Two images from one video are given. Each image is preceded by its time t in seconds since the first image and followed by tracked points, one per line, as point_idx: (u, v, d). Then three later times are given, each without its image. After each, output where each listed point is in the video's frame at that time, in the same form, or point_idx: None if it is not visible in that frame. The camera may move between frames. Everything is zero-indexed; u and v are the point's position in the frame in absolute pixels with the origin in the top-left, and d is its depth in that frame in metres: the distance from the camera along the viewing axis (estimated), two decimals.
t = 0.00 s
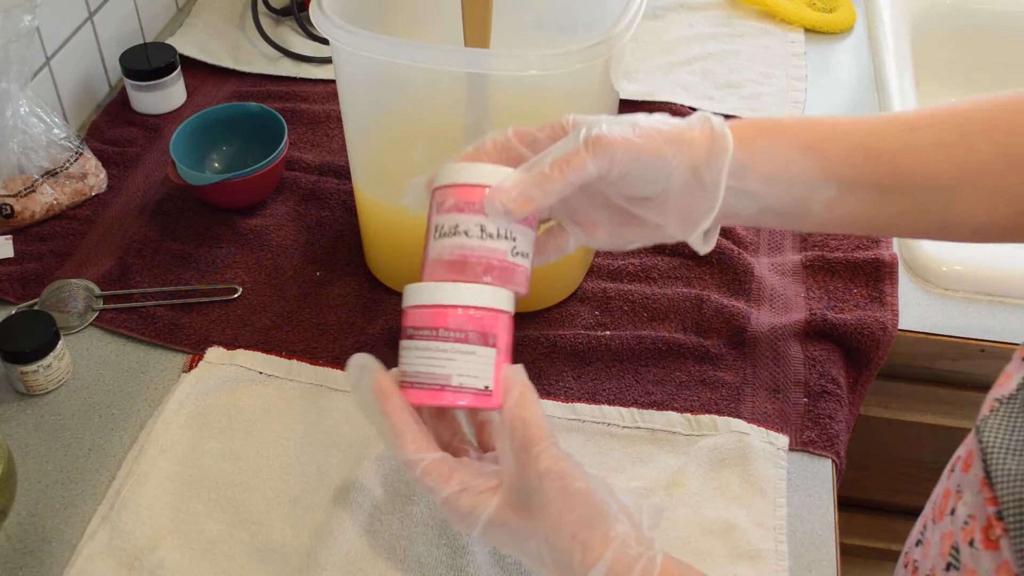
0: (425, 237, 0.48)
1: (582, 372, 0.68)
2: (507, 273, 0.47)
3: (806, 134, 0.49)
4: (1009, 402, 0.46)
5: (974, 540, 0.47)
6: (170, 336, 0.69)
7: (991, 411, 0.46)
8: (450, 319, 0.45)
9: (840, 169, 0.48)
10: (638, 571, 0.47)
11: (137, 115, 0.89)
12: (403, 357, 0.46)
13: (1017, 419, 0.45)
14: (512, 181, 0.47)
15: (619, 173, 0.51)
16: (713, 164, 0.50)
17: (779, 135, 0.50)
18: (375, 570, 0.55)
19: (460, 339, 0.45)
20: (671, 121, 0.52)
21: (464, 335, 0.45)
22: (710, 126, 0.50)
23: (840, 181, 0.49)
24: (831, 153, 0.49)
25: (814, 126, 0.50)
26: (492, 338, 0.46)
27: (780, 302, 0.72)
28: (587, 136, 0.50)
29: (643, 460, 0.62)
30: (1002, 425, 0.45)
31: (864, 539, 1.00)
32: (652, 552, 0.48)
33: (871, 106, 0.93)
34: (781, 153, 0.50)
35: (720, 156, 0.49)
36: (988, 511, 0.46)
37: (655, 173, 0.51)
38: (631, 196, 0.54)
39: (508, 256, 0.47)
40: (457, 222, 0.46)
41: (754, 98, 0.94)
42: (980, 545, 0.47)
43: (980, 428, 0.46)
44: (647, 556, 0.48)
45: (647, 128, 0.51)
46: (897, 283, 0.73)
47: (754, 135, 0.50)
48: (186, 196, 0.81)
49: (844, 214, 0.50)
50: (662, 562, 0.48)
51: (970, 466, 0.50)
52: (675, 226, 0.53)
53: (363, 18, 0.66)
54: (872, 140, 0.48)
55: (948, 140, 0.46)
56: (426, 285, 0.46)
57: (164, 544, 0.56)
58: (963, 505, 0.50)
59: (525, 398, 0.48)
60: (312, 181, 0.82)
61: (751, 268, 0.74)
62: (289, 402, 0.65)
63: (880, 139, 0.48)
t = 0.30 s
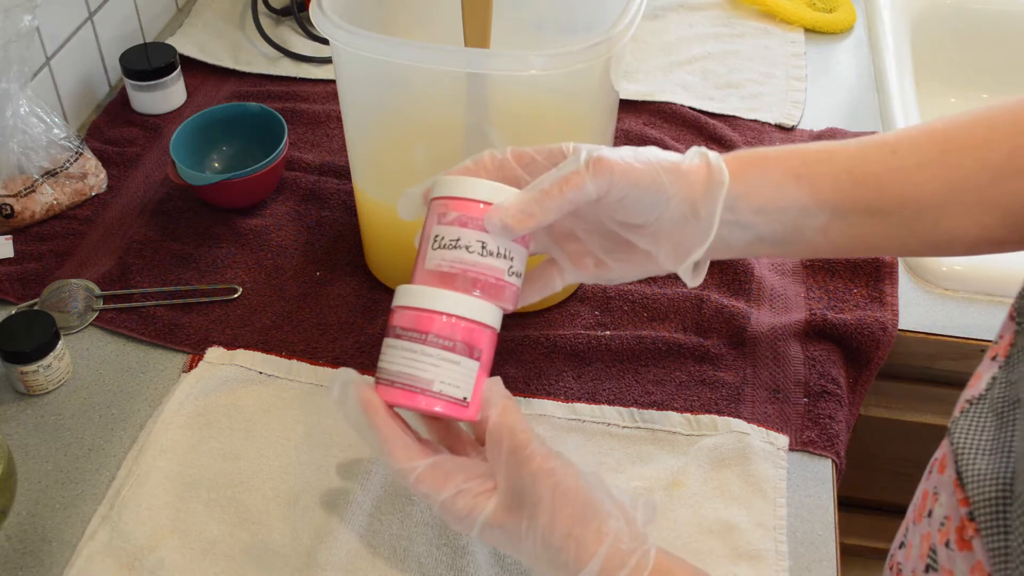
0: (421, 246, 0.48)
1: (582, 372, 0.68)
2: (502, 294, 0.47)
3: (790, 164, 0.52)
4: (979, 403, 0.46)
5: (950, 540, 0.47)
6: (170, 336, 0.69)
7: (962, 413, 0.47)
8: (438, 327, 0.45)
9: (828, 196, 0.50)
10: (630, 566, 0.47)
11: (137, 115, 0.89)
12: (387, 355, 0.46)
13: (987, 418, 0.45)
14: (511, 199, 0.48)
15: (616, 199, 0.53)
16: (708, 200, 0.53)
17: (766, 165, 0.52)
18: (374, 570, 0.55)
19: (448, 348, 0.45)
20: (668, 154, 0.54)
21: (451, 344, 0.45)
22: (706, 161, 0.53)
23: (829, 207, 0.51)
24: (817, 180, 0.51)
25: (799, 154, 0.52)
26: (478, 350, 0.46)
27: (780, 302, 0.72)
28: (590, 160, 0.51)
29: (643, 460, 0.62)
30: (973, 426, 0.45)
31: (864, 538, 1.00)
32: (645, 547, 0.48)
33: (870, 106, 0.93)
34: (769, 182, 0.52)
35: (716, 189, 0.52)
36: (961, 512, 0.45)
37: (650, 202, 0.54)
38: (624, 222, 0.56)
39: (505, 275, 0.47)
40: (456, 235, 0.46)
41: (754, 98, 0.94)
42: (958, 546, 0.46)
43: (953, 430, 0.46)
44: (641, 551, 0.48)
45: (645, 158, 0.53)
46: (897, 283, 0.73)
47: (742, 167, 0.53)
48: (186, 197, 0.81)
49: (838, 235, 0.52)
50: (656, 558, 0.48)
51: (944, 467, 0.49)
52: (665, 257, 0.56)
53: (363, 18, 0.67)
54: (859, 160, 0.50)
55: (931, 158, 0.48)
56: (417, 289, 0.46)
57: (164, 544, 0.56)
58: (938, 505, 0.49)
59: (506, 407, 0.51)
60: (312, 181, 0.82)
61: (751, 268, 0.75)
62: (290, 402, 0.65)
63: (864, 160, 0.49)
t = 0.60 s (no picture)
0: (426, 231, 0.48)
1: (582, 372, 0.68)
2: (510, 282, 0.47)
3: (786, 174, 0.53)
4: (962, 401, 0.46)
5: (933, 538, 0.46)
6: (170, 336, 0.69)
7: (944, 411, 0.47)
8: (459, 318, 0.45)
9: (826, 205, 0.52)
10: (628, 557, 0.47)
11: (137, 115, 0.89)
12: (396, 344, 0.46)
13: (969, 416, 0.45)
14: (517, 186, 0.48)
15: (621, 194, 0.53)
16: (711, 206, 0.53)
17: (764, 176, 0.54)
18: (374, 571, 0.55)
19: (468, 340, 0.45)
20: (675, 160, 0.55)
21: (471, 336, 0.45)
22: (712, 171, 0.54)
23: (827, 216, 0.52)
24: (815, 191, 0.52)
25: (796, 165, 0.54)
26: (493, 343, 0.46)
27: (780, 302, 0.72)
28: (602, 151, 0.52)
29: (643, 460, 0.62)
30: (955, 423, 0.45)
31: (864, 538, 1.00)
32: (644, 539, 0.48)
33: (870, 107, 0.93)
34: (768, 195, 0.53)
35: (720, 194, 0.53)
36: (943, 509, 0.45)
37: (653, 203, 0.54)
38: (625, 221, 0.56)
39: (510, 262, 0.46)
40: (465, 220, 0.46)
41: (754, 98, 0.94)
42: (941, 543, 0.45)
43: (935, 429, 0.46)
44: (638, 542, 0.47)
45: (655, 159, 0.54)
46: (897, 283, 0.73)
47: (741, 177, 0.54)
48: (186, 197, 0.81)
49: (832, 239, 0.53)
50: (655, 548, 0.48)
51: (928, 466, 0.49)
52: (662, 260, 0.56)
53: (363, 18, 0.67)
54: (856, 171, 0.51)
55: (924, 168, 0.50)
56: (430, 278, 0.46)
57: (164, 544, 0.56)
58: (923, 503, 0.48)
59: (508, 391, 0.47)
60: (312, 181, 0.82)
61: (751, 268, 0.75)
62: (290, 402, 0.65)
63: (861, 171, 0.51)
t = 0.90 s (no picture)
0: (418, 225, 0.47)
1: (582, 372, 0.68)
2: (505, 276, 0.46)
3: (779, 174, 0.53)
4: (953, 403, 0.46)
5: (927, 540, 0.46)
6: (170, 336, 0.69)
7: (936, 413, 0.47)
8: (449, 321, 0.44)
9: (819, 206, 0.52)
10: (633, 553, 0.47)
11: (137, 115, 0.89)
12: (385, 347, 0.45)
13: (961, 419, 0.45)
14: (509, 180, 0.47)
15: (616, 192, 0.53)
16: (705, 207, 0.53)
17: (757, 177, 0.54)
18: (374, 571, 0.55)
19: (457, 342, 0.44)
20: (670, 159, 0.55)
21: (460, 338, 0.44)
22: (706, 169, 0.54)
23: (821, 217, 0.52)
24: (809, 191, 0.52)
25: (790, 165, 0.54)
26: (483, 345, 0.46)
27: (780, 302, 0.72)
28: (598, 147, 0.51)
29: (643, 460, 0.62)
30: (947, 426, 0.45)
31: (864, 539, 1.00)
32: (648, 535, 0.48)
33: (870, 106, 0.93)
34: (762, 194, 0.53)
35: (714, 196, 0.53)
36: (936, 511, 0.45)
37: (647, 202, 0.54)
38: (619, 219, 0.56)
39: (504, 257, 0.46)
40: (457, 214, 0.45)
41: (754, 98, 0.94)
42: (933, 545, 0.45)
43: (928, 431, 0.47)
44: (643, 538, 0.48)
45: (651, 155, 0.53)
46: (897, 284, 0.73)
47: (734, 176, 0.54)
48: (186, 197, 0.81)
49: (826, 236, 0.53)
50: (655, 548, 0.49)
51: (920, 467, 0.49)
52: (655, 260, 0.56)
53: (363, 17, 0.67)
54: (853, 170, 0.51)
55: (919, 168, 0.50)
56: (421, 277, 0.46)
57: (164, 544, 0.56)
58: (916, 504, 0.48)
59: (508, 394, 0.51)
60: (312, 181, 0.82)
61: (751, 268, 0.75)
62: (290, 402, 0.65)
63: (855, 170, 0.51)
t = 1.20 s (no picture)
0: (416, 224, 0.46)
1: (582, 372, 0.68)
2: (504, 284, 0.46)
3: (776, 175, 0.53)
4: (952, 408, 0.46)
5: (927, 544, 0.46)
6: (170, 337, 0.69)
7: (935, 417, 0.47)
8: (458, 326, 0.45)
9: (821, 205, 0.52)
10: (645, 539, 0.48)
11: (137, 115, 0.89)
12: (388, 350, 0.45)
13: (960, 423, 0.45)
14: (514, 186, 0.46)
15: (616, 195, 0.53)
16: (705, 212, 0.53)
17: (756, 179, 0.54)
18: (374, 570, 0.55)
19: (469, 350, 0.45)
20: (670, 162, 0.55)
21: (470, 345, 0.45)
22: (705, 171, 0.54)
23: (817, 220, 0.53)
24: (806, 193, 0.52)
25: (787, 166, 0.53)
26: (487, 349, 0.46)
27: (780, 302, 0.72)
28: (598, 151, 0.51)
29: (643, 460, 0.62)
30: (946, 431, 0.45)
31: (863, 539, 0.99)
32: (661, 519, 0.49)
33: (870, 106, 0.93)
34: (763, 194, 0.53)
35: (715, 203, 0.53)
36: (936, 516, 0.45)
37: (647, 205, 0.54)
38: (619, 223, 0.56)
39: (504, 265, 0.45)
40: (461, 221, 0.44)
41: (754, 98, 0.94)
42: (933, 549, 0.45)
43: (927, 436, 0.47)
44: (656, 522, 0.48)
45: (649, 158, 0.53)
46: (897, 284, 0.73)
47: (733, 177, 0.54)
48: (186, 197, 0.81)
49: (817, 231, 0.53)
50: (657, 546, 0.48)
51: (919, 472, 0.48)
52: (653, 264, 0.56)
53: (363, 17, 0.67)
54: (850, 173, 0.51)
55: (915, 170, 0.50)
56: (424, 282, 0.45)
57: (164, 544, 0.56)
58: (915, 508, 0.48)
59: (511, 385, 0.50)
60: (312, 181, 0.82)
61: (752, 268, 0.75)
62: (290, 402, 0.65)
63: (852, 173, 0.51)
